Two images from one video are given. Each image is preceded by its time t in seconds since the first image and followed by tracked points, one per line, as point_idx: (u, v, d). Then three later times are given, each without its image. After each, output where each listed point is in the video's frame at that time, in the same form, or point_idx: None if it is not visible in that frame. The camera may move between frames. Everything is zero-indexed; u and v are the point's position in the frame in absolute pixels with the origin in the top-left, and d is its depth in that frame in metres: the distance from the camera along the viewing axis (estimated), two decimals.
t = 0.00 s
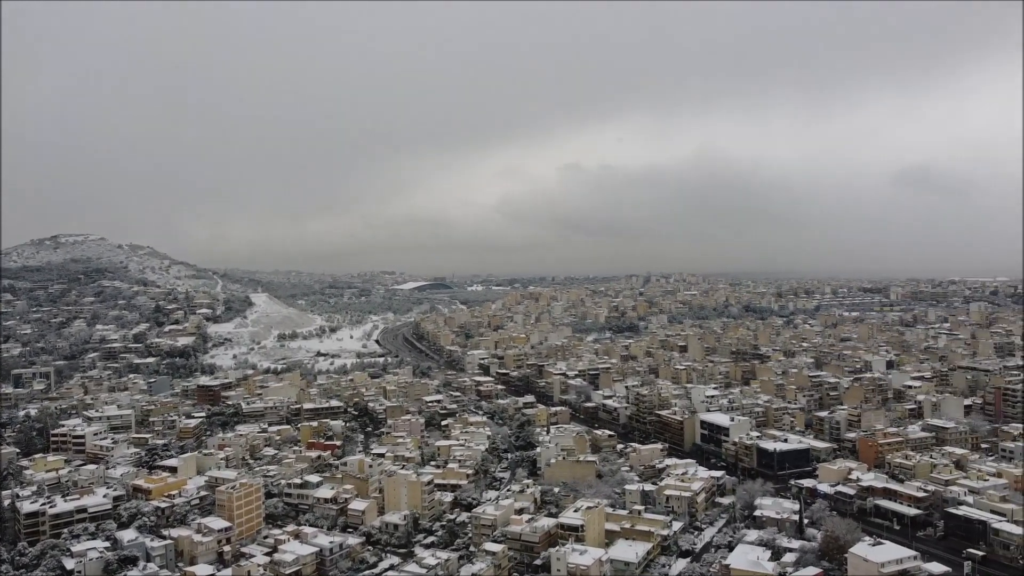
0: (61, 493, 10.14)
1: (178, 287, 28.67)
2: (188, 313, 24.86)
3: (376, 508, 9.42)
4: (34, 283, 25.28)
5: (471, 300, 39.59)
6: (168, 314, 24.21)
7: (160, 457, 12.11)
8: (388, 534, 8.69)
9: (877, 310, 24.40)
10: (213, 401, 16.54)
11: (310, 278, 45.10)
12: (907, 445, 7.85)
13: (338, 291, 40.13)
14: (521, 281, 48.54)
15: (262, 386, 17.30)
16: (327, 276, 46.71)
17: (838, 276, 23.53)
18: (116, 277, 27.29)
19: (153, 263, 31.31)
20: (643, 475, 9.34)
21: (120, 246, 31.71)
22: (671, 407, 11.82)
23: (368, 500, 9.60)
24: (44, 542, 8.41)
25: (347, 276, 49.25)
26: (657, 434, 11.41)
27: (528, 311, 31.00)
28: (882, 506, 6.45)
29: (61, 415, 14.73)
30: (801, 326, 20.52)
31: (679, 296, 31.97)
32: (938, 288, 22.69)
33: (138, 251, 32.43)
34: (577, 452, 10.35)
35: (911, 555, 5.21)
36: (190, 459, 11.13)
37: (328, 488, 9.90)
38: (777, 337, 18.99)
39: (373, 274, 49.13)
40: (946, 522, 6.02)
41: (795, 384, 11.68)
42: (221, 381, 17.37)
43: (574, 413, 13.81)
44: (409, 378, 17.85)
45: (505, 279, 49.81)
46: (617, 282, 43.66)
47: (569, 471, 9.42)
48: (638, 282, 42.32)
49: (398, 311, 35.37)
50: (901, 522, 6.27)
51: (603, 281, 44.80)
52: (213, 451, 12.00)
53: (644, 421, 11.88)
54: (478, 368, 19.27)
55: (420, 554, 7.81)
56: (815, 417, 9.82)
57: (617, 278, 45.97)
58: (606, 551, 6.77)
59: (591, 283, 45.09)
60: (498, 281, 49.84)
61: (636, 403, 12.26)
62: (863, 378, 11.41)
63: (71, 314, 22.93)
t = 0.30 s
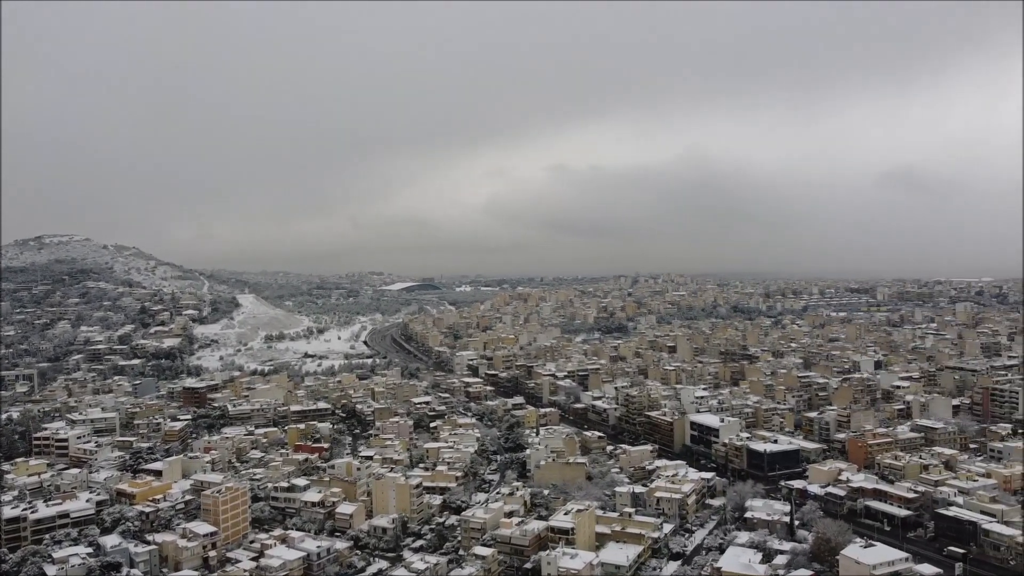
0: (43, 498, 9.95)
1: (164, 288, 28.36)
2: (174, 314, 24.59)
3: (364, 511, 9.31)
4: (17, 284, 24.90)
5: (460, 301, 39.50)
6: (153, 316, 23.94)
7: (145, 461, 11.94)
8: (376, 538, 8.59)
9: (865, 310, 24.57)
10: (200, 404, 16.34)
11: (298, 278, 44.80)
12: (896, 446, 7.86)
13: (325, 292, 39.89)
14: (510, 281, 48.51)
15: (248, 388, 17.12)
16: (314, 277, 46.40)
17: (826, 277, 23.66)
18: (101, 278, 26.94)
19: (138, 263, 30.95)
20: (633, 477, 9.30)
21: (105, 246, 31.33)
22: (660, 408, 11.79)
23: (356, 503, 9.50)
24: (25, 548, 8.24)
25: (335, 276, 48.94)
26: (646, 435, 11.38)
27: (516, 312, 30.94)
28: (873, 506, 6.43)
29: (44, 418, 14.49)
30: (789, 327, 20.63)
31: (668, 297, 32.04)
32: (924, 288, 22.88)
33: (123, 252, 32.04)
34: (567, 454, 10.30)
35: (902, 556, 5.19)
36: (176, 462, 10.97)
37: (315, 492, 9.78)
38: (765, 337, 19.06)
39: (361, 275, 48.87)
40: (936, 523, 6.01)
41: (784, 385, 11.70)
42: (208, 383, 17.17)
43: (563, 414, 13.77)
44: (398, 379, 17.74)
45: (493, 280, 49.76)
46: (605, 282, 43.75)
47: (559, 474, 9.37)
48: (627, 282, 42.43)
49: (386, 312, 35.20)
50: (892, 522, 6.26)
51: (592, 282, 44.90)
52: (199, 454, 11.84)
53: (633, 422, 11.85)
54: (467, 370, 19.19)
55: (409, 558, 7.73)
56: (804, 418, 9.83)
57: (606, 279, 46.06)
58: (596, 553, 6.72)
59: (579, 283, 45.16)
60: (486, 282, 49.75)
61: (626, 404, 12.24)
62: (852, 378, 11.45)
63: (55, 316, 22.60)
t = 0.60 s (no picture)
0: (24, 504, 9.76)
1: (150, 289, 28.03)
2: (160, 315, 24.30)
3: (352, 515, 9.20)
4: None
5: (448, 302, 39.39)
6: (139, 317, 23.64)
7: (129, 464, 11.75)
8: (364, 542, 8.49)
9: (852, 311, 24.74)
10: (185, 406, 16.14)
11: (285, 279, 44.48)
12: (885, 446, 7.86)
13: (313, 293, 39.63)
14: (498, 282, 48.46)
15: (235, 390, 16.94)
16: (301, 278, 46.09)
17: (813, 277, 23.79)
18: (85, 279, 26.57)
19: (123, 264, 30.57)
20: (623, 478, 9.26)
21: (90, 247, 30.92)
22: (650, 409, 11.77)
23: (343, 507, 9.38)
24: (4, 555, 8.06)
25: (322, 277, 48.67)
26: (636, 437, 11.34)
27: (505, 313, 30.88)
28: (863, 507, 6.41)
29: (26, 421, 14.24)
30: (777, 327, 20.73)
31: (656, 297, 32.12)
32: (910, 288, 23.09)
33: (108, 253, 31.64)
34: (556, 456, 10.24)
35: (894, 559, 5.17)
36: (160, 466, 10.80)
37: (302, 495, 9.66)
38: (754, 337, 19.12)
39: (349, 275, 48.59)
40: (927, 524, 5.99)
41: (773, 385, 11.71)
42: (193, 385, 16.96)
43: (552, 416, 13.72)
44: (386, 381, 17.62)
45: (482, 280, 49.71)
46: (593, 283, 43.83)
47: (548, 476, 9.30)
48: (615, 283, 42.54)
49: (374, 313, 35.02)
50: (882, 524, 6.24)
51: (580, 282, 44.99)
52: (183, 457, 11.67)
53: (623, 424, 11.82)
54: (455, 371, 19.11)
55: (397, 563, 7.64)
56: (793, 419, 9.83)
57: (594, 279, 46.14)
58: (587, 557, 6.66)
59: (568, 284, 45.22)
60: (475, 282, 49.62)
61: (615, 405, 12.20)
62: (841, 378, 11.49)
63: (38, 317, 22.25)
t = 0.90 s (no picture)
0: (4, 509, 9.56)
1: (135, 290, 27.69)
2: (145, 317, 24.01)
3: (339, 519, 9.09)
4: None
5: (436, 302, 39.26)
6: (123, 319, 23.35)
7: (112, 468, 11.56)
8: (351, 546, 8.39)
9: (838, 311, 24.89)
10: (170, 408, 15.93)
11: (272, 280, 44.16)
12: (874, 447, 7.87)
13: (300, 294, 39.35)
14: (486, 282, 48.42)
15: (221, 392, 16.74)
16: (288, 279, 45.79)
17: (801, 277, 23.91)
18: (69, 279, 26.20)
19: (108, 265, 30.19)
20: (612, 480, 9.21)
21: (74, 247, 30.51)
22: (639, 410, 11.74)
23: (331, 510, 9.27)
24: None
25: (310, 277, 48.37)
26: (625, 438, 11.30)
27: (493, 313, 30.80)
28: (853, 509, 6.38)
29: (7, 425, 13.98)
30: (764, 328, 20.81)
31: (644, 297, 32.19)
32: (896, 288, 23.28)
33: (92, 253, 31.25)
34: (546, 458, 10.17)
35: (885, 561, 5.14)
36: (144, 469, 10.62)
37: (289, 499, 9.54)
38: (741, 338, 19.18)
39: (337, 275, 48.32)
40: (917, 526, 5.97)
41: (762, 386, 11.72)
42: (178, 387, 16.75)
43: (541, 417, 13.66)
44: (373, 382, 17.50)
45: (470, 280, 49.61)
46: (581, 283, 43.87)
47: (537, 478, 9.24)
48: (603, 283, 42.61)
49: (361, 314, 34.83)
50: (872, 525, 6.23)
51: (568, 283, 45.03)
52: (168, 461, 11.50)
53: (612, 425, 11.80)
54: (443, 372, 19.01)
55: (385, 567, 7.55)
56: (782, 420, 9.84)
57: (582, 280, 46.20)
58: (577, 560, 6.60)
59: (556, 284, 45.24)
60: (463, 282, 49.48)
61: (604, 406, 12.17)
62: (829, 379, 11.52)
63: (20, 318, 21.90)
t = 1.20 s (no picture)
0: None
1: (119, 291, 27.34)
2: (129, 318, 23.70)
3: (326, 523, 8.97)
4: None
5: (424, 304, 39.10)
6: (107, 320, 23.03)
7: (95, 472, 11.37)
8: (338, 550, 8.28)
9: (825, 311, 25.01)
10: (155, 411, 15.71)
11: (259, 281, 43.80)
12: (863, 447, 7.87)
13: (287, 295, 39.06)
14: (474, 283, 48.34)
15: (206, 394, 16.54)
16: (275, 280, 45.46)
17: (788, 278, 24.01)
18: (52, 280, 25.83)
19: (92, 266, 29.80)
20: (602, 482, 9.16)
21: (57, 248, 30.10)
22: (628, 412, 11.71)
23: (317, 514, 9.15)
24: None
25: (297, 278, 48.05)
26: (614, 439, 11.27)
27: (481, 314, 30.68)
28: (843, 510, 6.36)
29: None
30: (752, 328, 20.87)
31: (633, 298, 32.22)
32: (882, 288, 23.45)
33: (76, 253, 30.83)
34: (535, 460, 10.11)
35: (876, 563, 5.12)
36: (127, 474, 10.45)
37: (275, 503, 9.41)
38: (730, 338, 19.22)
39: (324, 277, 48.01)
40: (907, 527, 5.96)
41: (750, 387, 11.72)
42: (163, 390, 16.52)
43: (530, 419, 13.60)
44: (361, 384, 17.36)
45: (458, 281, 49.47)
46: (570, 284, 43.87)
47: (526, 480, 9.18)
48: (591, 284, 42.64)
49: (349, 315, 34.63)
50: (862, 527, 6.20)
51: (556, 284, 44.99)
52: (152, 465, 11.32)
53: (601, 426, 11.76)
54: (431, 373, 18.90)
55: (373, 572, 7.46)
56: (771, 421, 9.84)
57: (570, 280, 46.21)
58: (567, 564, 6.53)
59: (544, 285, 45.20)
60: (451, 283, 49.29)
61: (594, 408, 12.12)
62: (817, 380, 11.54)
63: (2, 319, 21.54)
